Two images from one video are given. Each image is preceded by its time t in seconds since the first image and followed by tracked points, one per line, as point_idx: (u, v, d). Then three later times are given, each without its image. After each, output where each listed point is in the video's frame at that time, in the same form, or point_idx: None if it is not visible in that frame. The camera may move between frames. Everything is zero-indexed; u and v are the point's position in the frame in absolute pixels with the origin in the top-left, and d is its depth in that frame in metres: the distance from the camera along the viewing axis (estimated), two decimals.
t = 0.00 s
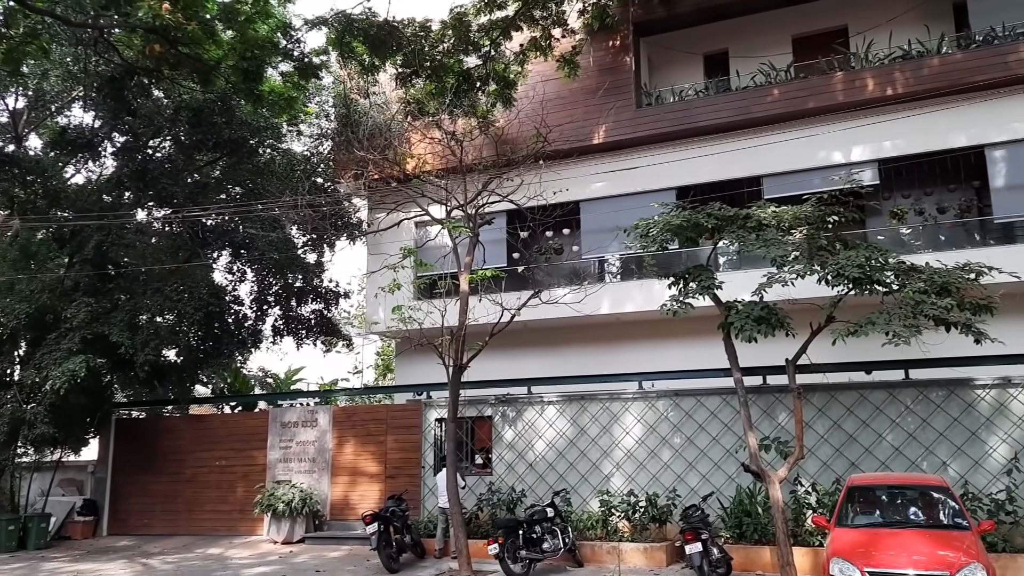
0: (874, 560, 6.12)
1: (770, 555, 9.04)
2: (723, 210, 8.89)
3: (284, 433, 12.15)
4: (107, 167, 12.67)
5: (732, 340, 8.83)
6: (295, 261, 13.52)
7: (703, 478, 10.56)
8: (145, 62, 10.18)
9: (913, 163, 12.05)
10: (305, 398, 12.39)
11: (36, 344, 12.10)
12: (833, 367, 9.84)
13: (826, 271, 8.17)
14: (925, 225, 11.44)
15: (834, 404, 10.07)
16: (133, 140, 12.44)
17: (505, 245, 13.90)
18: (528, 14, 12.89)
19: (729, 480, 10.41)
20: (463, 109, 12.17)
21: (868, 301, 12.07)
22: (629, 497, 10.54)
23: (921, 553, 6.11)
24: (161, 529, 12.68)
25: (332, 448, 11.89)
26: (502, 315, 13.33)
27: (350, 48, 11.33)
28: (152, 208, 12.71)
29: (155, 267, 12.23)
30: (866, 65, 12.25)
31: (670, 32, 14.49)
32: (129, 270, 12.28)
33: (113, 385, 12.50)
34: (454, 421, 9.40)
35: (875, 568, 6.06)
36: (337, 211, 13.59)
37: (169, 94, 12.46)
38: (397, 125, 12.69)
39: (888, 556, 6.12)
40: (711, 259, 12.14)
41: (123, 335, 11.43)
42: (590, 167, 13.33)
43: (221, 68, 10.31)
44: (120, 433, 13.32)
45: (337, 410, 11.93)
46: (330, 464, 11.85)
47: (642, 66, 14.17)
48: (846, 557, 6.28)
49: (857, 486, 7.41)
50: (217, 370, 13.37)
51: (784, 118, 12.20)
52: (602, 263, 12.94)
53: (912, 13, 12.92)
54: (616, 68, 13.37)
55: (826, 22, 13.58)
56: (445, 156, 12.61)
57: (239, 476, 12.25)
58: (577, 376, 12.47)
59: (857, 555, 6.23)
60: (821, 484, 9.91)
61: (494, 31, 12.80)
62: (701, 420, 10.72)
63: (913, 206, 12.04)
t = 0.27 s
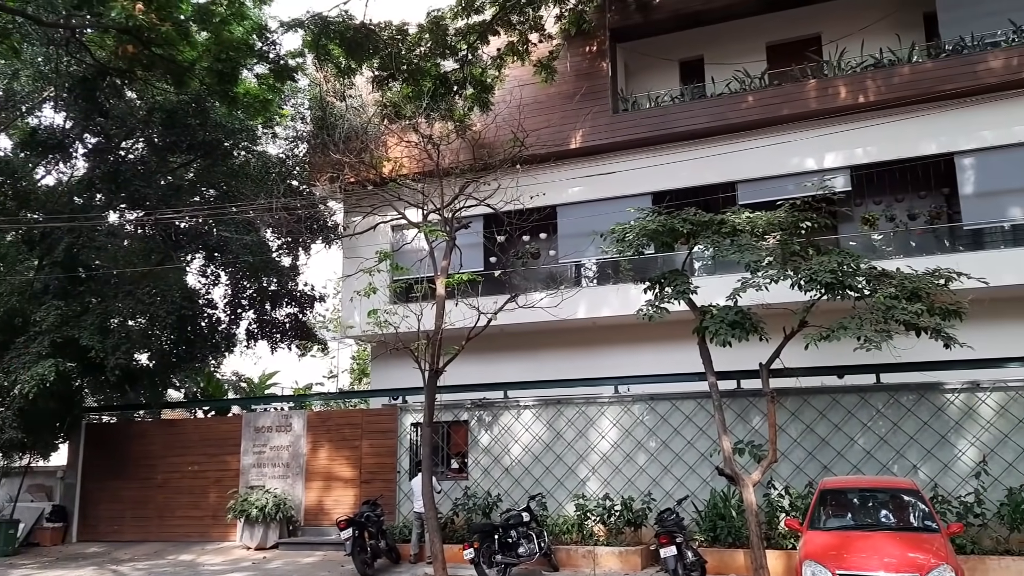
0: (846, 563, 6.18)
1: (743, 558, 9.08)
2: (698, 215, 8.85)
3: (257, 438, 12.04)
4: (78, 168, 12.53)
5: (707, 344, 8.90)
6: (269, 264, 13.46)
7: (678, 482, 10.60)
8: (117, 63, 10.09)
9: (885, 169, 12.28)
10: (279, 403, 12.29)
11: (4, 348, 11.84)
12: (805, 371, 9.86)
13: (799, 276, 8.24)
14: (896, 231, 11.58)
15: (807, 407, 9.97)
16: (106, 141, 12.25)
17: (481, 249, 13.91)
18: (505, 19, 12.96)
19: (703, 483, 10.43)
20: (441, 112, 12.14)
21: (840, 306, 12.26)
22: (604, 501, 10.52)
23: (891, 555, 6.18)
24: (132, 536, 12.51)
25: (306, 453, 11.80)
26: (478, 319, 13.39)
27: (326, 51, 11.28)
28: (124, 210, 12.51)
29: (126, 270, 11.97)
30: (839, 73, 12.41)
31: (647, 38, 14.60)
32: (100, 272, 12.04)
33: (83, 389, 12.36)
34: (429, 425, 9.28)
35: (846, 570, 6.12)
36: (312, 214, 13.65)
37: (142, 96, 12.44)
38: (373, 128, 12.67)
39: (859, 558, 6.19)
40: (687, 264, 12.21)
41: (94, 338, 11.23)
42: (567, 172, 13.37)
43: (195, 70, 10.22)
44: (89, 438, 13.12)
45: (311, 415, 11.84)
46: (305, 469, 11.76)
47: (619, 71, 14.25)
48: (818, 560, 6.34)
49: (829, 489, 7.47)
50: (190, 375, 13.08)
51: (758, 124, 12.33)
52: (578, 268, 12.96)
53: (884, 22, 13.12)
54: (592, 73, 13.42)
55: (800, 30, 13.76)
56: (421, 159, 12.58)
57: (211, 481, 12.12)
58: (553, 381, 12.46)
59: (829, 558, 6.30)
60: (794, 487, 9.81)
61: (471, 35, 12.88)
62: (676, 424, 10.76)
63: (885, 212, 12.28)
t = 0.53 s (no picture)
0: (827, 565, 6.21)
1: (725, 561, 9.05)
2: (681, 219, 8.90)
3: (239, 442, 11.96)
4: (59, 169, 12.38)
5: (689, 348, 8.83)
6: (252, 267, 13.56)
7: (661, 485, 10.57)
8: (99, 62, 9.99)
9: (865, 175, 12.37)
10: (261, 405, 12.22)
11: None
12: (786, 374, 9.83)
13: (781, 280, 8.19)
14: (877, 236, 11.66)
15: (789, 411, 9.86)
16: (87, 142, 12.18)
17: (466, 253, 13.92)
18: (490, 22, 13.00)
19: (686, 486, 10.41)
20: (425, 115, 12.16)
21: (822, 310, 12.37)
22: (588, 504, 10.47)
23: (872, 557, 6.21)
24: (111, 540, 12.38)
25: (289, 456, 11.74)
26: (462, 322, 13.39)
27: (310, 53, 11.23)
28: (105, 211, 12.42)
29: (106, 271, 11.97)
30: (820, 79, 12.52)
31: (632, 43, 14.68)
32: (81, 274, 11.92)
33: (62, 391, 12.23)
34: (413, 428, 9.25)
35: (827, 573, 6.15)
36: (296, 216, 13.81)
37: (123, 96, 12.32)
38: (358, 130, 12.64)
39: (840, 560, 6.22)
40: (670, 268, 12.42)
41: (73, 340, 11.09)
42: (552, 175, 13.41)
43: (178, 71, 10.14)
44: (69, 442, 13.00)
45: (293, 418, 11.78)
46: (287, 473, 11.69)
47: (603, 76, 14.33)
48: (799, 562, 6.37)
49: (810, 492, 7.49)
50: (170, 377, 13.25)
51: (741, 129, 12.41)
52: (563, 271, 12.97)
53: (866, 28, 13.23)
54: (577, 77, 13.49)
55: (783, 36, 13.87)
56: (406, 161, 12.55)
57: (192, 485, 12.02)
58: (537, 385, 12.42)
59: (811, 561, 6.33)
60: (775, 490, 9.71)
61: (457, 38, 12.92)
62: (659, 427, 10.74)
63: (866, 217, 12.37)
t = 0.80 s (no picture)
0: (813, 567, 6.23)
1: (712, 562, 9.05)
2: (670, 221, 8.83)
3: (226, 443, 11.91)
4: (45, 169, 12.29)
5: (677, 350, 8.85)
6: (240, 269, 13.54)
7: (648, 487, 10.54)
8: (85, 62, 9.91)
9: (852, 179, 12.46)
10: (248, 407, 12.17)
11: None
12: (773, 376, 9.80)
13: (769, 283, 8.21)
14: (863, 239, 11.70)
15: (776, 413, 9.83)
16: (73, 141, 12.06)
17: (455, 254, 13.93)
18: (480, 25, 13.01)
19: (674, 488, 10.42)
20: (415, 116, 11.97)
21: (809, 313, 12.46)
22: (576, 506, 10.43)
23: (858, 559, 6.24)
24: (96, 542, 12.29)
25: (276, 458, 11.68)
26: (451, 324, 13.39)
27: (299, 53, 11.18)
28: (91, 211, 12.33)
29: (92, 272, 11.90)
30: (808, 83, 12.59)
31: (621, 45, 14.72)
32: (67, 275, 11.80)
33: (47, 392, 12.28)
34: (401, 431, 9.23)
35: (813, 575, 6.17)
36: (285, 217, 13.87)
37: (111, 96, 12.22)
38: (347, 131, 12.63)
39: (826, 562, 6.24)
40: (658, 270, 12.54)
41: (58, 341, 11.04)
42: (541, 177, 13.44)
43: (165, 70, 10.07)
44: (53, 443, 12.88)
45: (281, 420, 11.73)
46: (274, 475, 11.63)
47: (592, 78, 14.37)
48: (786, 564, 6.39)
49: (797, 494, 7.51)
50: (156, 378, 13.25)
51: (730, 132, 12.46)
52: (552, 273, 12.99)
53: (854, 32, 13.39)
54: (566, 80, 13.52)
55: (771, 40, 13.97)
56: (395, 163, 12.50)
57: (179, 487, 11.95)
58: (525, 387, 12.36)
59: (798, 562, 6.34)
60: (763, 492, 9.68)
61: (446, 40, 12.86)
62: (647, 429, 10.73)
63: (853, 220, 12.46)
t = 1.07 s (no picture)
0: (798, 568, 6.25)
1: (698, 563, 9.01)
2: (658, 223, 8.77)
3: (211, 444, 11.84)
4: (28, 167, 12.16)
5: (665, 351, 8.85)
6: (227, 269, 13.41)
7: (635, 488, 10.42)
8: (70, 60, 9.82)
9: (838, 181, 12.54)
10: (233, 408, 12.12)
11: None
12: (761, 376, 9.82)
13: (755, 285, 8.22)
14: (849, 241, 11.76)
15: (762, 415, 9.78)
16: (57, 140, 11.92)
17: (442, 255, 13.95)
18: (468, 25, 13.02)
19: (660, 489, 10.30)
20: (403, 116, 12.01)
21: (794, 314, 12.55)
22: (562, 507, 10.35)
23: (842, 560, 6.27)
24: (80, 544, 12.19)
25: (261, 459, 11.61)
26: (438, 325, 13.37)
27: (286, 53, 11.13)
28: (76, 210, 12.27)
29: (76, 272, 11.71)
30: (795, 86, 12.66)
31: (609, 47, 14.76)
32: (51, 274, 11.70)
33: (30, 393, 12.13)
34: (387, 433, 9.34)
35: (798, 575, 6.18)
36: (271, 217, 13.68)
37: (96, 94, 12.10)
38: (334, 131, 12.60)
39: (811, 563, 6.26)
40: (646, 272, 12.58)
41: (42, 341, 10.98)
42: (529, 178, 13.47)
43: (151, 69, 9.98)
44: (37, 444, 12.77)
45: (266, 421, 11.66)
46: (260, 476, 11.57)
47: (580, 80, 14.42)
48: (771, 564, 6.40)
49: (783, 495, 7.53)
50: (140, 379, 13.12)
51: (717, 134, 12.51)
52: (539, 275, 13.01)
53: (841, 35, 13.50)
54: (554, 81, 13.54)
55: (757, 43, 14.06)
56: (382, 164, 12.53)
57: (163, 488, 11.87)
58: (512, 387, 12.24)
59: (783, 563, 6.36)
60: (748, 493, 9.63)
61: (434, 41, 12.91)
62: (634, 430, 10.58)
63: (838, 223, 12.54)
